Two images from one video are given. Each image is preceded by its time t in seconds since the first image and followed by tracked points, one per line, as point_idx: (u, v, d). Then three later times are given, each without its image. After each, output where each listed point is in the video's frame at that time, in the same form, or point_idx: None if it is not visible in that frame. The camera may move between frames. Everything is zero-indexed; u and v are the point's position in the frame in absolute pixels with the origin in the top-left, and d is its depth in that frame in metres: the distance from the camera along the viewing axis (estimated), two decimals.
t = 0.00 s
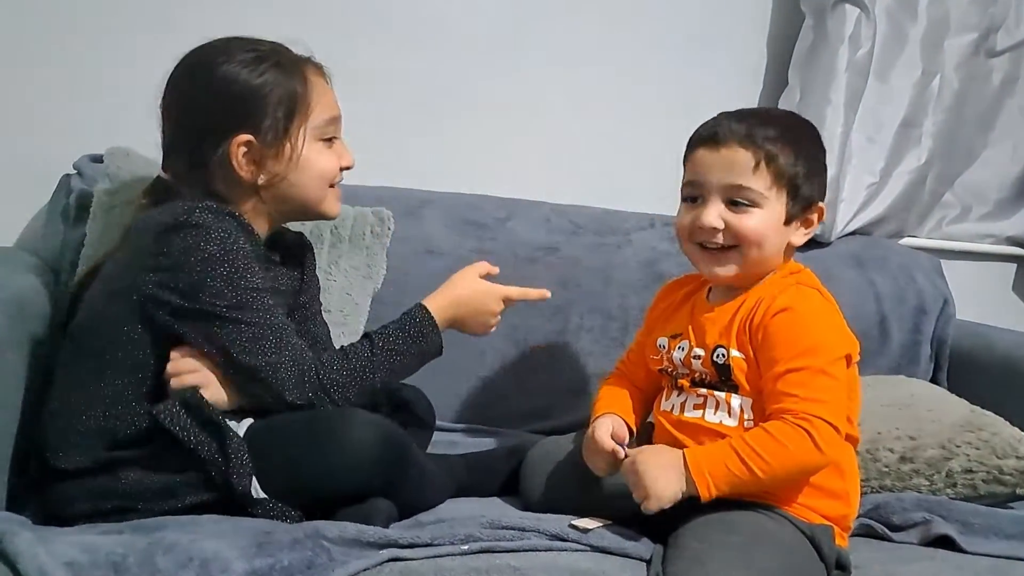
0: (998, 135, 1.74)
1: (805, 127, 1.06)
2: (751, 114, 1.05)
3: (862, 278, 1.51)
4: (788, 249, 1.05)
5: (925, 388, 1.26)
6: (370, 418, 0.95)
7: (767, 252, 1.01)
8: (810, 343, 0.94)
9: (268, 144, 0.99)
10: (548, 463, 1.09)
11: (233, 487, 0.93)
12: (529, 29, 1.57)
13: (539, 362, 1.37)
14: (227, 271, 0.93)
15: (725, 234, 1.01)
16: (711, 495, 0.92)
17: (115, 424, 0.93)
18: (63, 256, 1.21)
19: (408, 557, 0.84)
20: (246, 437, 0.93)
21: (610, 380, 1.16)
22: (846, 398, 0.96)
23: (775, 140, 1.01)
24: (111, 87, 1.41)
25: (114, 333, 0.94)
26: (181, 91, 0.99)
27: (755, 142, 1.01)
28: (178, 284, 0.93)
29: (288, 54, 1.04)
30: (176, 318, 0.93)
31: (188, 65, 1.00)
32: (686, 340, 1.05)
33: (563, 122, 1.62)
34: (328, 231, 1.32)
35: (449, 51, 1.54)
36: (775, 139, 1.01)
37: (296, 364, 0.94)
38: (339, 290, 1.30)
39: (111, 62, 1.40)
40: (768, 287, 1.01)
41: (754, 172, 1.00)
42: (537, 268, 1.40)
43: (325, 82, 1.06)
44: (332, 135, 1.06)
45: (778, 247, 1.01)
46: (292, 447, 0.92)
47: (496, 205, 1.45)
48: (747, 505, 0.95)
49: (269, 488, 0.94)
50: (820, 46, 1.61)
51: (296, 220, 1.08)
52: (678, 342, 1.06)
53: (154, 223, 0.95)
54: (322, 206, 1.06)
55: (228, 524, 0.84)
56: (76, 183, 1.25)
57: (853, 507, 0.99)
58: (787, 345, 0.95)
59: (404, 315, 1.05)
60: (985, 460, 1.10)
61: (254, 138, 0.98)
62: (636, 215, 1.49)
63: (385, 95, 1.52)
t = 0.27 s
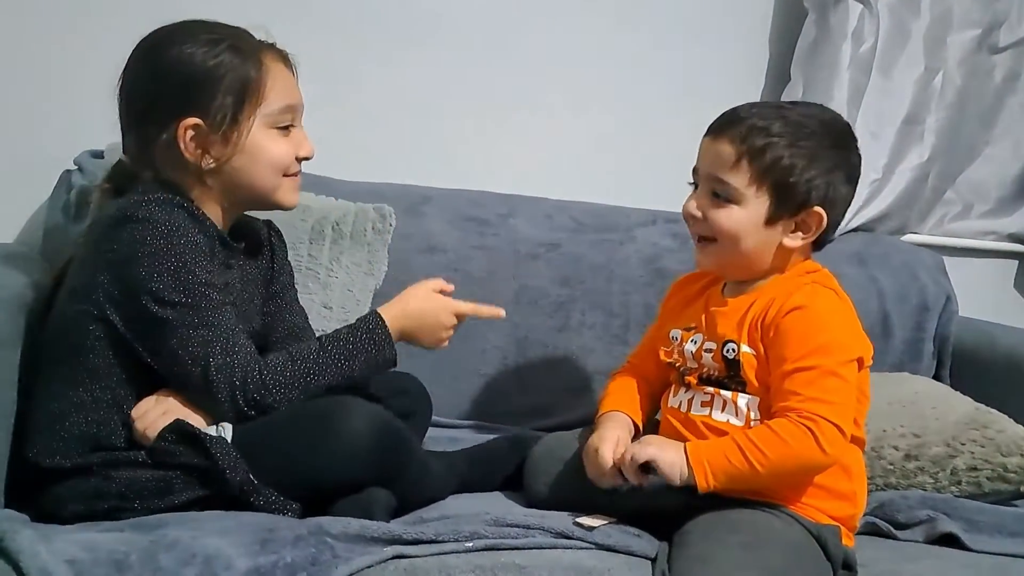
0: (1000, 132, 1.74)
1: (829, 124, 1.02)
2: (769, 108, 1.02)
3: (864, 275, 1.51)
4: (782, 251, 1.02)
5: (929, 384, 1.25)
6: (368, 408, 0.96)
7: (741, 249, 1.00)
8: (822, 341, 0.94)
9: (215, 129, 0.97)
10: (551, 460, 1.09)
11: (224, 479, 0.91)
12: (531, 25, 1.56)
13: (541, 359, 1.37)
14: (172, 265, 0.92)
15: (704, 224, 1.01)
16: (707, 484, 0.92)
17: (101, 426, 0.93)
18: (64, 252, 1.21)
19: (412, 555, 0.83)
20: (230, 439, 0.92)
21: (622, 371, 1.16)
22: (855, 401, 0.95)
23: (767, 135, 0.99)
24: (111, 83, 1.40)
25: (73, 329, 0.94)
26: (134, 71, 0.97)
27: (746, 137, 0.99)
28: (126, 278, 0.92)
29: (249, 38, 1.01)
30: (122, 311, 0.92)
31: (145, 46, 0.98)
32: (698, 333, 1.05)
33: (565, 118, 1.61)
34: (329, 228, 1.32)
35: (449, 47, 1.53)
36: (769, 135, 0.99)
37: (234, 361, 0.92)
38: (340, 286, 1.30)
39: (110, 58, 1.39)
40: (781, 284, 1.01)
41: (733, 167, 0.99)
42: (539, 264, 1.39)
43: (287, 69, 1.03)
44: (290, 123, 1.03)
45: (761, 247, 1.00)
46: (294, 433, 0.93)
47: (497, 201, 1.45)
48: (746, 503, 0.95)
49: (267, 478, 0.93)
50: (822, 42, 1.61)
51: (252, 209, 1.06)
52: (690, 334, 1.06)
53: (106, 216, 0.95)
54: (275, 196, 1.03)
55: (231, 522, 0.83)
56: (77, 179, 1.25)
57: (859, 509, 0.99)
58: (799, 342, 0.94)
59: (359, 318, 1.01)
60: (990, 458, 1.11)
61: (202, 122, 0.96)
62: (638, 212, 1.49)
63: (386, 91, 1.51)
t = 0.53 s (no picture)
0: (1002, 129, 1.74)
1: (843, 120, 1.03)
2: (786, 103, 1.02)
3: (866, 272, 1.51)
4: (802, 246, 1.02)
5: (932, 382, 1.26)
6: (371, 400, 0.96)
7: (767, 245, 1.00)
8: (837, 343, 0.94)
9: (214, 121, 0.97)
10: (555, 456, 1.09)
11: (226, 470, 0.92)
12: (533, 22, 1.56)
13: (543, 356, 1.37)
14: (177, 265, 0.92)
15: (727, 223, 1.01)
16: (716, 476, 0.92)
17: (106, 424, 0.93)
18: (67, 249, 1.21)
19: (418, 550, 0.84)
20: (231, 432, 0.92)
21: (629, 364, 1.16)
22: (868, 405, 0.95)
23: (785, 131, 0.99)
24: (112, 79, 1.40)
25: (75, 329, 0.93)
26: (130, 66, 0.97)
27: (765, 134, 0.99)
28: (131, 278, 0.92)
29: (242, 28, 1.01)
30: (125, 312, 0.92)
31: (139, 39, 0.97)
32: (709, 329, 1.05)
33: (567, 115, 1.61)
34: (332, 224, 1.31)
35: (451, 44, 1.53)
36: (788, 131, 0.99)
37: (238, 360, 0.92)
38: (344, 283, 1.29)
39: (112, 55, 1.39)
40: (794, 286, 1.01)
41: (753, 164, 0.99)
42: (541, 261, 1.40)
43: (282, 56, 1.03)
44: (287, 111, 1.03)
45: (783, 243, 1.00)
46: (295, 427, 0.93)
47: (499, 198, 1.45)
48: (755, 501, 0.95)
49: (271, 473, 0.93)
50: (824, 39, 1.61)
51: (253, 202, 1.06)
52: (701, 329, 1.07)
53: (112, 216, 0.94)
54: (276, 185, 1.03)
55: (237, 517, 0.83)
56: (80, 175, 1.25)
57: (864, 508, 1.00)
58: (813, 343, 0.95)
59: (363, 318, 1.02)
60: (992, 454, 1.12)
61: (200, 115, 0.96)
62: (640, 209, 1.49)
63: (388, 88, 1.51)
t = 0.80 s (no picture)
0: (1005, 127, 1.73)
1: (834, 107, 1.03)
2: (777, 97, 1.03)
3: (868, 270, 1.50)
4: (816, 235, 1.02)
5: (935, 381, 1.25)
6: (374, 401, 0.96)
7: (780, 241, 0.99)
8: (848, 348, 0.93)
9: (258, 122, 0.98)
10: (556, 454, 1.08)
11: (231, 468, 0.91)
12: (535, 18, 1.55)
13: (544, 354, 1.37)
14: (225, 269, 0.92)
15: (738, 223, 1.00)
16: (722, 474, 0.92)
17: (120, 421, 0.93)
18: (66, 245, 1.20)
19: (417, 550, 0.83)
20: (244, 429, 0.93)
21: (631, 362, 1.16)
22: (876, 409, 0.95)
23: (784, 123, 0.99)
24: (111, 74, 1.39)
25: (109, 332, 0.93)
26: (173, 75, 0.99)
27: (765, 128, 0.98)
28: (176, 281, 0.91)
29: (282, 30, 1.02)
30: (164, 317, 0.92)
31: (182, 47, 1.00)
32: (714, 328, 1.05)
33: (569, 112, 1.60)
34: (331, 221, 1.31)
35: (451, 40, 1.52)
36: (786, 122, 0.99)
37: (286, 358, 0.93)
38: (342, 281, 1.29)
39: (111, 49, 1.38)
40: (802, 287, 1.00)
41: (756, 160, 0.98)
42: (542, 259, 1.39)
43: (321, 55, 1.04)
44: (331, 109, 1.04)
45: (798, 235, 0.99)
46: (296, 425, 0.92)
47: (500, 195, 1.44)
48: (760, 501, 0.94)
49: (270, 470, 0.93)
50: (827, 36, 1.60)
51: (303, 204, 1.07)
52: (705, 329, 1.06)
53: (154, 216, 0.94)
54: (324, 183, 1.04)
55: (237, 516, 0.83)
56: (78, 171, 1.24)
57: (868, 509, 0.99)
58: (822, 347, 0.94)
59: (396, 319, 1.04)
60: (995, 454, 1.11)
61: (244, 118, 0.98)
62: (641, 206, 1.48)
63: (388, 84, 1.50)
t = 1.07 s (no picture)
0: (1006, 126, 1.73)
1: (822, 104, 1.04)
2: (763, 96, 1.04)
3: (870, 268, 1.51)
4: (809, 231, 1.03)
5: (936, 380, 1.25)
6: (393, 416, 0.94)
7: (772, 238, 1.00)
8: (850, 348, 0.94)
9: (317, 131, 1.01)
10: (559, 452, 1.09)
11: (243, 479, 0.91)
12: (537, 16, 1.55)
13: (546, 351, 1.37)
14: (269, 295, 0.93)
15: (729, 221, 1.01)
16: (731, 480, 0.92)
17: (139, 418, 0.93)
18: (70, 242, 1.20)
19: (421, 549, 0.84)
20: (257, 437, 0.91)
21: (630, 363, 1.16)
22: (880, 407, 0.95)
23: (770, 120, 1.00)
24: (113, 70, 1.39)
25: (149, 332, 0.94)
26: (232, 76, 1.01)
27: (751, 127, 1.00)
28: (221, 298, 0.93)
29: (342, 41, 1.05)
30: (210, 324, 0.93)
31: (241, 48, 1.02)
32: (714, 329, 1.05)
33: (571, 109, 1.60)
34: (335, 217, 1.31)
35: (454, 36, 1.51)
36: (772, 120, 1.00)
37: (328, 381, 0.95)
38: (346, 277, 1.28)
39: (113, 44, 1.38)
40: (805, 286, 1.00)
41: (745, 158, 0.99)
42: (544, 257, 1.39)
43: (378, 68, 1.07)
44: (383, 124, 1.07)
45: (789, 231, 1.00)
46: (310, 435, 0.91)
47: (502, 192, 1.44)
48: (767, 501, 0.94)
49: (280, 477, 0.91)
50: (829, 34, 1.60)
51: (345, 211, 1.10)
52: (705, 329, 1.06)
53: (198, 228, 0.94)
54: (373, 197, 1.08)
55: (242, 515, 0.83)
56: (82, 167, 1.24)
57: (870, 508, 0.99)
58: (826, 347, 0.94)
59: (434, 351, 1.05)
60: (997, 452, 1.11)
61: (304, 126, 1.00)
62: (643, 205, 1.48)
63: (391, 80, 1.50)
